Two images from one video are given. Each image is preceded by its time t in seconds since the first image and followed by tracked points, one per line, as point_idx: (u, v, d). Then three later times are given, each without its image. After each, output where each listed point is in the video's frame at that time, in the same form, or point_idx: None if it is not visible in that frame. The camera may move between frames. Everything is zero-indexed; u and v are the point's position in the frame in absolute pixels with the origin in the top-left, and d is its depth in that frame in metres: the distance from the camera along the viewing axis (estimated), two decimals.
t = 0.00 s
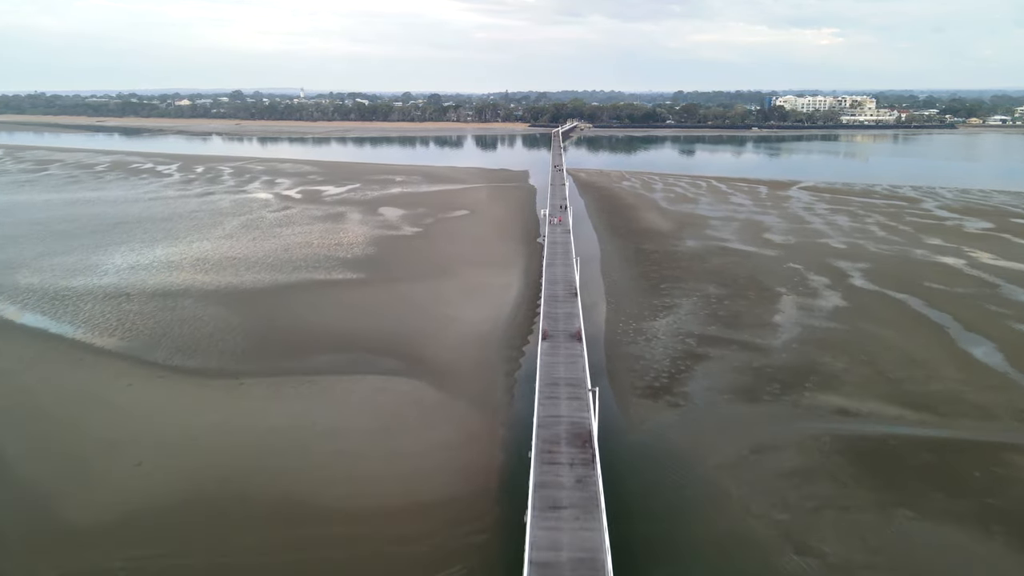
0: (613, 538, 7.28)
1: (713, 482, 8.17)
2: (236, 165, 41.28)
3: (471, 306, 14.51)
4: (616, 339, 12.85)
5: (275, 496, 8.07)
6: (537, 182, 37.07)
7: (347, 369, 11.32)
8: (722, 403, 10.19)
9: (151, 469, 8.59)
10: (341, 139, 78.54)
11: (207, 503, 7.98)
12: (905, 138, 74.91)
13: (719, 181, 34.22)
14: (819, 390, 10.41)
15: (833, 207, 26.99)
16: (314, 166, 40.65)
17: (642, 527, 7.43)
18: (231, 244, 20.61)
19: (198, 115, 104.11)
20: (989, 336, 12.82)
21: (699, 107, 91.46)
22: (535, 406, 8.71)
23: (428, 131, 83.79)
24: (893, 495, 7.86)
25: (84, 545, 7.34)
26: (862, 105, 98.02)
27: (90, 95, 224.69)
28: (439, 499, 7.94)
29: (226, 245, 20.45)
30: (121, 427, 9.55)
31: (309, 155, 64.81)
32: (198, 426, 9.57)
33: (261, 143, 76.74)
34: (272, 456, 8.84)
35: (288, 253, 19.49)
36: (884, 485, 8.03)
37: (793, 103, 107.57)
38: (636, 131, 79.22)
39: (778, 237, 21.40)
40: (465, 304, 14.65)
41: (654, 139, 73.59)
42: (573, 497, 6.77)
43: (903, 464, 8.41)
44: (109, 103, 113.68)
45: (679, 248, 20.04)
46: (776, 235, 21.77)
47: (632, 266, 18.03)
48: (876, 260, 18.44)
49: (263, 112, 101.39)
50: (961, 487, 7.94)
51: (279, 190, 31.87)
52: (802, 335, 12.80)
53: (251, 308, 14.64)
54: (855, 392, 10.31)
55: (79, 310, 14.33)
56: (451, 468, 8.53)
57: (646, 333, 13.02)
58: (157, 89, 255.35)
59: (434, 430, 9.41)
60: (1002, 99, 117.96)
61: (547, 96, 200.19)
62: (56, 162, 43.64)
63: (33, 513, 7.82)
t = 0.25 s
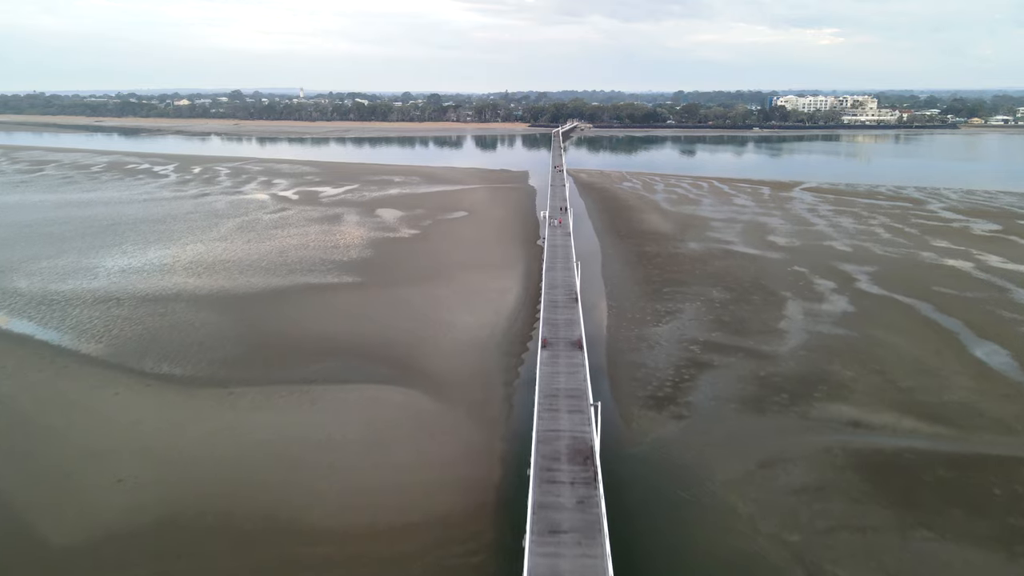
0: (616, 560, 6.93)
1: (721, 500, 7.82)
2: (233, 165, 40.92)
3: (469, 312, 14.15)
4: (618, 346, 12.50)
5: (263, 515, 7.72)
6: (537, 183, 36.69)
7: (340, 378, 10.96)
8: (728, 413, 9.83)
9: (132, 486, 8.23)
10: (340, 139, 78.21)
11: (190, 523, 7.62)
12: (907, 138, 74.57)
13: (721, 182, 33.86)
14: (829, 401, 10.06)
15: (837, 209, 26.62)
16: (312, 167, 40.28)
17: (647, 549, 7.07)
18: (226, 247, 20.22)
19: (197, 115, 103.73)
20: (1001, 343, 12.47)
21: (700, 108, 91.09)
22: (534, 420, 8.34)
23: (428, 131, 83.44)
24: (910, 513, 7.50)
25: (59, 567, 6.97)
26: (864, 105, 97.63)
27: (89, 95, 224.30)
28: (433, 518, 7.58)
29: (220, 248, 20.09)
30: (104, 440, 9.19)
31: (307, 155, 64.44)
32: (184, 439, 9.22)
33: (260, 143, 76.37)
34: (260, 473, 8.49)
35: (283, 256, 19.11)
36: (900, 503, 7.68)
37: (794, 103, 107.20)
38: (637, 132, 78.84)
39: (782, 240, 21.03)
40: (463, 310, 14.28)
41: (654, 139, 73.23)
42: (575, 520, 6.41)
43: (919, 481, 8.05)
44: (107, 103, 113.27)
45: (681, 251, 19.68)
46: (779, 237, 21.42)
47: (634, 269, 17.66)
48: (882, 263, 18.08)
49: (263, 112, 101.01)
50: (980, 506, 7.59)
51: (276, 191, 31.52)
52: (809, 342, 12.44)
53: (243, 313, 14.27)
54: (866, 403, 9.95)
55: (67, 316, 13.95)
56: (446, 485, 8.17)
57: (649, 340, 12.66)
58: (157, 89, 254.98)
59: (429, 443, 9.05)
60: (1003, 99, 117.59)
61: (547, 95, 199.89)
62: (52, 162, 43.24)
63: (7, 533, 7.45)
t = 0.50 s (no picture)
0: None
1: (729, 520, 7.46)
2: (231, 166, 40.55)
3: (467, 317, 13.78)
4: (620, 353, 12.13)
5: (248, 536, 7.37)
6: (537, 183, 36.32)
7: (332, 387, 10.61)
8: (735, 425, 9.47)
9: (112, 504, 7.88)
10: (339, 139, 77.86)
11: (172, 545, 7.28)
12: (909, 138, 74.20)
13: (723, 182, 33.48)
14: (839, 412, 9.69)
15: (841, 210, 26.24)
16: (310, 167, 39.92)
17: (651, 574, 6.72)
18: (220, 249, 19.86)
19: (195, 115, 103.38)
20: (1014, 351, 12.11)
21: (701, 107, 90.71)
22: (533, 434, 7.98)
23: (427, 131, 83.07)
24: (928, 535, 7.14)
25: None
26: (865, 104, 97.15)
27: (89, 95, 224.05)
28: (427, 539, 7.24)
29: (215, 250, 19.78)
30: (85, 453, 8.84)
31: (306, 155, 64.08)
32: (169, 452, 8.88)
33: (259, 143, 76.02)
34: (246, 490, 8.14)
35: (278, 259, 18.75)
36: (917, 523, 7.32)
37: (795, 103, 106.79)
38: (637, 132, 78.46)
39: (786, 242, 20.65)
40: (460, 315, 13.92)
41: (655, 139, 72.85)
42: (576, 545, 6.05)
43: (937, 500, 7.68)
44: (106, 103, 112.92)
45: (684, 253, 19.30)
46: (784, 239, 21.04)
47: (635, 273, 17.30)
48: (889, 266, 17.72)
49: (262, 112, 100.64)
50: (1001, 526, 7.24)
51: (273, 192, 31.16)
52: (817, 350, 12.08)
53: (235, 318, 13.92)
54: (878, 414, 9.59)
55: (54, 321, 13.59)
56: (441, 503, 7.82)
57: (653, 347, 12.30)
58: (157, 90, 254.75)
59: (424, 458, 8.70)
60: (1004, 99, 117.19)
61: (547, 95, 199.87)
62: (47, 163, 42.89)
63: None
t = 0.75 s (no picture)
0: None
1: (738, 541, 7.10)
2: (228, 166, 40.23)
3: (464, 324, 13.44)
4: (622, 361, 11.76)
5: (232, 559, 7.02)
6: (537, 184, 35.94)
7: (324, 398, 10.26)
8: (742, 438, 9.10)
9: (90, 523, 7.52)
10: (338, 139, 77.59)
11: (151, 568, 6.93)
12: (910, 139, 73.86)
13: (725, 183, 33.10)
14: (851, 424, 9.33)
15: (845, 212, 25.88)
16: (308, 168, 39.57)
17: None
18: (214, 252, 19.50)
19: (194, 115, 103.02)
20: None
21: (702, 107, 90.33)
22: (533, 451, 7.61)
23: (427, 131, 82.72)
24: (948, 559, 6.78)
25: None
26: (867, 105, 96.78)
27: (88, 95, 223.81)
28: (420, 563, 6.89)
29: (209, 252, 19.44)
30: (64, 468, 8.48)
31: (304, 155, 63.73)
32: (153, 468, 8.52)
33: (257, 144, 75.67)
34: (231, 509, 7.78)
35: (273, 262, 18.40)
36: (935, 546, 6.96)
37: (797, 103, 106.41)
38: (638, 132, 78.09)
39: (790, 245, 20.28)
40: (458, 322, 13.57)
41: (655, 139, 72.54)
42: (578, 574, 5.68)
43: (956, 519, 7.32)
44: (105, 103, 112.60)
45: (686, 256, 18.94)
46: (788, 241, 20.67)
47: (637, 277, 16.94)
48: (896, 270, 17.35)
49: (261, 112, 100.28)
50: None
51: (270, 193, 30.83)
52: (825, 357, 11.71)
53: (227, 325, 13.58)
54: (891, 427, 9.22)
55: (41, 327, 13.23)
56: (435, 524, 7.46)
57: (655, 355, 11.93)
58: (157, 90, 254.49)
59: (418, 474, 8.34)
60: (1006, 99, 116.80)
61: (547, 96, 199.63)
62: (43, 163, 42.54)
63: None
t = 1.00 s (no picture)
0: None
1: (746, 565, 6.75)
2: (225, 167, 39.90)
3: (461, 331, 13.10)
4: (624, 369, 11.40)
5: None
6: (537, 184, 35.56)
7: (315, 409, 9.90)
8: (750, 452, 8.73)
9: (64, 546, 7.15)
10: (337, 139, 77.26)
11: None
12: (912, 139, 73.51)
13: (727, 184, 32.74)
14: (862, 437, 8.97)
15: (849, 213, 25.52)
16: (305, 169, 39.20)
17: None
18: (206, 255, 19.12)
19: (192, 115, 102.63)
20: None
21: (702, 108, 89.96)
22: (531, 469, 7.24)
23: (426, 131, 82.36)
24: None
25: None
26: (868, 105, 96.41)
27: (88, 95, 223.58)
28: None
29: (201, 255, 19.08)
30: (39, 487, 8.10)
31: (303, 155, 63.39)
32: (134, 485, 8.16)
33: (256, 144, 75.36)
34: (214, 530, 7.40)
35: (267, 265, 18.04)
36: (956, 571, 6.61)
37: (797, 103, 106.07)
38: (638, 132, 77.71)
39: (795, 247, 19.91)
40: (455, 328, 13.23)
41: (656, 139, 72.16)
42: None
43: (977, 542, 6.97)
44: (103, 103, 112.28)
45: (689, 259, 18.58)
46: (792, 244, 20.31)
47: (638, 280, 16.59)
48: (903, 273, 17.00)
49: (260, 112, 99.95)
50: None
51: (266, 194, 30.47)
52: (833, 366, 11.35)
53: (217, 330, 13.22)
54: (905, 441, 8.86)
55: (26, 334, 12.86)
56: (428, 546, 7.09)
57: (659, 363, 11.56)
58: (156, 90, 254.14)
59: (411, 492, 7.97)
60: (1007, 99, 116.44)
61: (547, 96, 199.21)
62: (38, 163, 42.20)
63: None
